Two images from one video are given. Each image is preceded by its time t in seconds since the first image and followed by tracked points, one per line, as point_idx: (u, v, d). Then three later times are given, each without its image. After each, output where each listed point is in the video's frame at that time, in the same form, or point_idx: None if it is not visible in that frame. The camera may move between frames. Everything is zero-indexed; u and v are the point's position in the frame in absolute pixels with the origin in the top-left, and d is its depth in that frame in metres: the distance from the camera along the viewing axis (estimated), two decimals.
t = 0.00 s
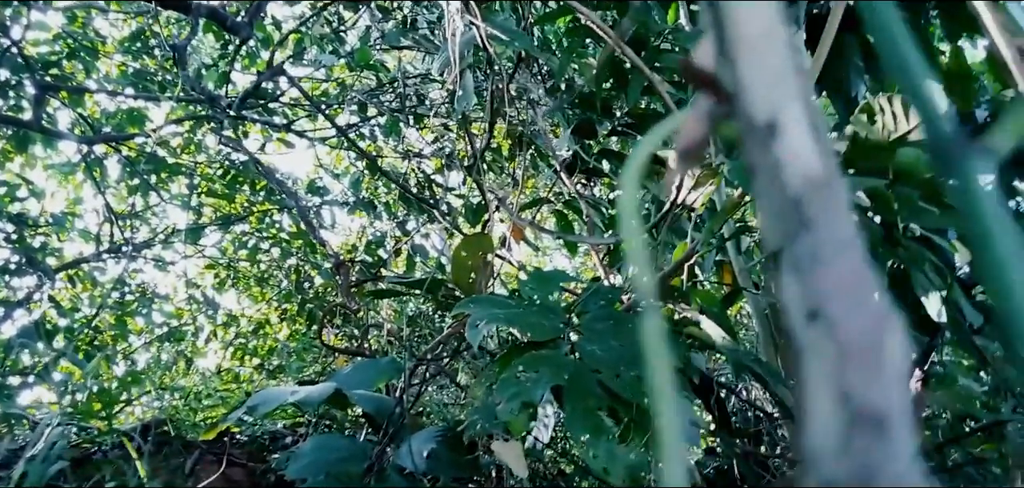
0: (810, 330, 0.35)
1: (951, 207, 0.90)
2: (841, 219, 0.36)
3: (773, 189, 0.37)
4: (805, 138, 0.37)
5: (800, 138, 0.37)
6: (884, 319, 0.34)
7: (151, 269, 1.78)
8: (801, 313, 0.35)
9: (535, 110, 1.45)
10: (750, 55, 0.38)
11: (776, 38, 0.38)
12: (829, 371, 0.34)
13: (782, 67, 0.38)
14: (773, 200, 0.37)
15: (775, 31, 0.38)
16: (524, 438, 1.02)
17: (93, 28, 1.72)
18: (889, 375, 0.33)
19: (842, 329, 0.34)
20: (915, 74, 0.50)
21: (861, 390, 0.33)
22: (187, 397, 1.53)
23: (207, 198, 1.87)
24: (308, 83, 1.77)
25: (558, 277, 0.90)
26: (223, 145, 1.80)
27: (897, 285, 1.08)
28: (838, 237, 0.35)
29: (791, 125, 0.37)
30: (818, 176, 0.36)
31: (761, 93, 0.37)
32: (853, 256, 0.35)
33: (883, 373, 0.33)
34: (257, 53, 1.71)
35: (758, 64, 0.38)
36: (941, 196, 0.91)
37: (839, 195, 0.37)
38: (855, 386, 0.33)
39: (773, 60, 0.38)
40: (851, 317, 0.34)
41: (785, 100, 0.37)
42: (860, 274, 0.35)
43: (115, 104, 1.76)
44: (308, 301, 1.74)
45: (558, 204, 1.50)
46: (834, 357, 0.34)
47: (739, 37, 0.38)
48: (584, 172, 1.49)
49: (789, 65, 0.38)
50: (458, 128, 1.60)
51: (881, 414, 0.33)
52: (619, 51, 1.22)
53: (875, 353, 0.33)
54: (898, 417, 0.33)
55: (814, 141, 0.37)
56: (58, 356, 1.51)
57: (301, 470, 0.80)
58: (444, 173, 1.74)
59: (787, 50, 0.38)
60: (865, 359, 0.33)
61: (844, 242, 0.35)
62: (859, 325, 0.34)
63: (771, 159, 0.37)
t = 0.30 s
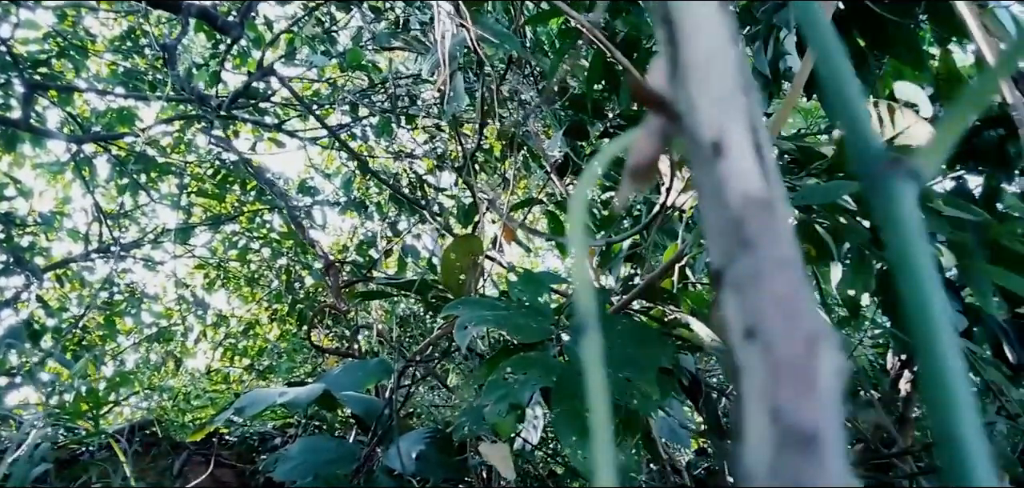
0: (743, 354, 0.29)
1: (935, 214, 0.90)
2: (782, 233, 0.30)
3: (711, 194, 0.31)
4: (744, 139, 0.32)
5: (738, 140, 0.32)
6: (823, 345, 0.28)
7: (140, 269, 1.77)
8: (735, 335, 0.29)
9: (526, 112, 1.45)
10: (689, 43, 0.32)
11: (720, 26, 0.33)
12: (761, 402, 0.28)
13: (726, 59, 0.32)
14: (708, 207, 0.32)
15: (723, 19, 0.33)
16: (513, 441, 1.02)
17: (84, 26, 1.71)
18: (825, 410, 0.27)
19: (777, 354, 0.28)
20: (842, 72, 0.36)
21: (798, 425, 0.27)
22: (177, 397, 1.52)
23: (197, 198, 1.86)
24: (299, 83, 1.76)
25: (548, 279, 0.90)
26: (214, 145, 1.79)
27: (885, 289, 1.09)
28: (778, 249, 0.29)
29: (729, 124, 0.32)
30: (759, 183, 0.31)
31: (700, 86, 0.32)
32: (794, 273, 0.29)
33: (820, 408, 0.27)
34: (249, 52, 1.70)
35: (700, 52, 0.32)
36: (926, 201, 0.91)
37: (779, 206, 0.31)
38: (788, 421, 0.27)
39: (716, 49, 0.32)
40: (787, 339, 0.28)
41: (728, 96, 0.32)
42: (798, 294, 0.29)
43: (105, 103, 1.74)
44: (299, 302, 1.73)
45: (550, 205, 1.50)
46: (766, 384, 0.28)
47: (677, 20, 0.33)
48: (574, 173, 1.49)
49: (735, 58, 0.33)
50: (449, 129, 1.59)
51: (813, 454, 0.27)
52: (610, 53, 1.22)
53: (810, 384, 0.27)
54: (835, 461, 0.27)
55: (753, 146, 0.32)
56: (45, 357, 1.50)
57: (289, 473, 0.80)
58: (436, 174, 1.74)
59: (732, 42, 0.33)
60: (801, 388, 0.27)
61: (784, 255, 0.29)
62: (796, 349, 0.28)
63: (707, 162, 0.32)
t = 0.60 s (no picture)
0: (688, 369, 0.25)
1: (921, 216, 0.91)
2: (734, 229, 0.26)
3: (662, 188, 0.27)
4: (698, 122, 0.27)
5: (692, 121, 0.27)
6: (773, 364, 0.24)
7: (135, 267, 1.77)
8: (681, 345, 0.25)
9: (520, 113, 1.46)
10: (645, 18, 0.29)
11: None
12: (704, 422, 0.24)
13: (682, 33, 0.28)
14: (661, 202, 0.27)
15: None
16: (503, 440, 1.05)
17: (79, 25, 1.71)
18: (773, 436, 0.23)
19: (721, 370, 0.24)
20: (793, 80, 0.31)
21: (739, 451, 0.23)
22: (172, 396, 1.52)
23: (192, 196, 1.87)
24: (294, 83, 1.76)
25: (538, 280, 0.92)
26: (209, 144, 1.79)
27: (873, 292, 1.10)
28: (729, 253, 0.25)
29: (678, 104, 0.27)
30: (713, 179, 0.26)
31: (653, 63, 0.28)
32: (746, 280, 0.25)
33: (767, 436, 0.23)
34: (244, 51, 1.71)
35: (654, 28, 0.28)
36: (913, 204, 0.92)
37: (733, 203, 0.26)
38: (727, 446, 0.23)
39: (671, 23, 0.28)
40: (731, 354, 0.24)
41: (684, 74, 0.27)
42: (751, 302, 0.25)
43: (100, 101, 1.74)
44: (294, 301, 1.74)
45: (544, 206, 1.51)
46: (709, 405, 0.24)
47: None
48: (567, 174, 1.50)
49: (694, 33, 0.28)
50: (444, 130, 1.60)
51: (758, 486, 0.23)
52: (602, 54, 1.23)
53: (757, 407, 0.23)
54: None
55: (710, 131, 0.27)
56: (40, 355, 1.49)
57: (280, 471, 0.81)
58: (430, 174, 1.74)
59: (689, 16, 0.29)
60: (746, 411, 0.23)
61: (738, 260, 0.25)
62: (742, 367, 0.24)
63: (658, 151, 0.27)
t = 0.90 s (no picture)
0: (644, 381, 0.32)
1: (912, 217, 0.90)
2: (687, 257, 0.33)
3: (628, 222, 0.35)
4: (664, 174, 0.35)
5: (655, 166, 0.35)
6: (718, 375, 0.32)
7: (126, 266, 1.76)
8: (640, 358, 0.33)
9: (513, 113, 1.45)
10: (621, 86, 0.35)
11: (652, 68, 0.36)
12: (660, 426, 0.31)
13: (650, 102, 0.35)
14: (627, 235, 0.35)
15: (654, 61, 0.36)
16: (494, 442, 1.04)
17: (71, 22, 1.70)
18: (715, 435, 0.31)
19: (673, 381, 0.31)
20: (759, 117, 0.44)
21: (688, 453, 0.31)
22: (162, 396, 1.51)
23: (184, 195, 1.86)
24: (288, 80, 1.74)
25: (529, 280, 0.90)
26: (201, 143, 1.78)
27: (864, 293, 1.10)
28: (684, 281, 0.33)
29: (651, 158, 0.35)
30: (672, 217, 0.34)
31: (624, 126, 0.35)
32: (698, 303, 0.33)
33: (711, 436, 0.31)
34: (237, 50, 1.70)
35: (629, 97, 0.35)
36: (903, 205, 0.92)
37: (691, 235, 0.34)
38: (681, 449, 0.31)
39: (644, 92, 0.35)
40: (682, 370, 0.31)
41: (651, 135, 0.35)
42: (700, 324, 0.32)
43: (91, 99, 1.73)
44: (286, 301, 1.73)
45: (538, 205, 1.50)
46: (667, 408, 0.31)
47: (612, 62, 0.36)
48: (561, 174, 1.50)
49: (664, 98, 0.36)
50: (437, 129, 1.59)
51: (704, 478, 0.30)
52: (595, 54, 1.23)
53: (702, 411, 0.31)
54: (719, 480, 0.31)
55: (672, 177, 0.35)
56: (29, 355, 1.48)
57: (270, 472, 0.81)
58: (424, 173, 1.73)
59: (661, 83, 0.36)
60: (692, 417, 0.31)
61: (691, 286, 0.33)
62: (690, 380, 0.31)
63: (626, 189, 0.35)
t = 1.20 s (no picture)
0: (606, 402, 0.28)
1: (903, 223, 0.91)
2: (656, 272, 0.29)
3: (595, 228, 0.31)
4: (630, 174, 0.31)
5: (622, 168, 0.31)
6: (686, 395, 0.27)
7: (117, 268, 1.75)
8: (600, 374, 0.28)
9: (507, 116, 1.45)
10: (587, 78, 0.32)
11: (619, 61, 0.33)
12: (621, 452, 0.27)
13: (619, 95, 0.32)
14: (593, 242, 0.31)
15: (621, 56, 0.33)
16: (486, 446, 1.04)
17: (63, 23, 1.69)
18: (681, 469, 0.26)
19: (636, 406, 0.27)
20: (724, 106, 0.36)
21: (646, 484, 0.26)
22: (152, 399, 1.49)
23: (176, 197, 1.85)
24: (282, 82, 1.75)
25: (521, 282, 0.88)
26: (194, 144, 1.77)
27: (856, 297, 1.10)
28: (651, 295, 0.29)
29: (617, 158, 0.31)
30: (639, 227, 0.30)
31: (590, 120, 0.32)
32: (665, 316, 0.28)
33: (674, 467, 0.26)
34: (229, 51, 1.69)
35: (596, 90, 0.32)
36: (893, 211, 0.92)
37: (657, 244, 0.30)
38: (637, 480, 0.26)
39: (611, 85, 0.32)
40: (645, 394, 0.27)
41: (617, 132, 0.31)
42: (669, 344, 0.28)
43: (83, 100, 1.72)
44: (279, 304, 1.72)
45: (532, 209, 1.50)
46: (627, 436, 0.27)
47: (580, 55, 0.34)
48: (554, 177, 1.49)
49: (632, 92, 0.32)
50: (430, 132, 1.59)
51: None
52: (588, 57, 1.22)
53: (664, 437, 0.26)
54: None
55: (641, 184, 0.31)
56: (17, 357, 1.46)
57: (259, 476, 0.80)
58: (418, 176, 1.73)
59: (634, 83, 0.33)
60: (653, 441, 0.26)
61: (658, 297, 0.29)
62: (653, 406, 0.27)
63: (591, 193, 0.32)
